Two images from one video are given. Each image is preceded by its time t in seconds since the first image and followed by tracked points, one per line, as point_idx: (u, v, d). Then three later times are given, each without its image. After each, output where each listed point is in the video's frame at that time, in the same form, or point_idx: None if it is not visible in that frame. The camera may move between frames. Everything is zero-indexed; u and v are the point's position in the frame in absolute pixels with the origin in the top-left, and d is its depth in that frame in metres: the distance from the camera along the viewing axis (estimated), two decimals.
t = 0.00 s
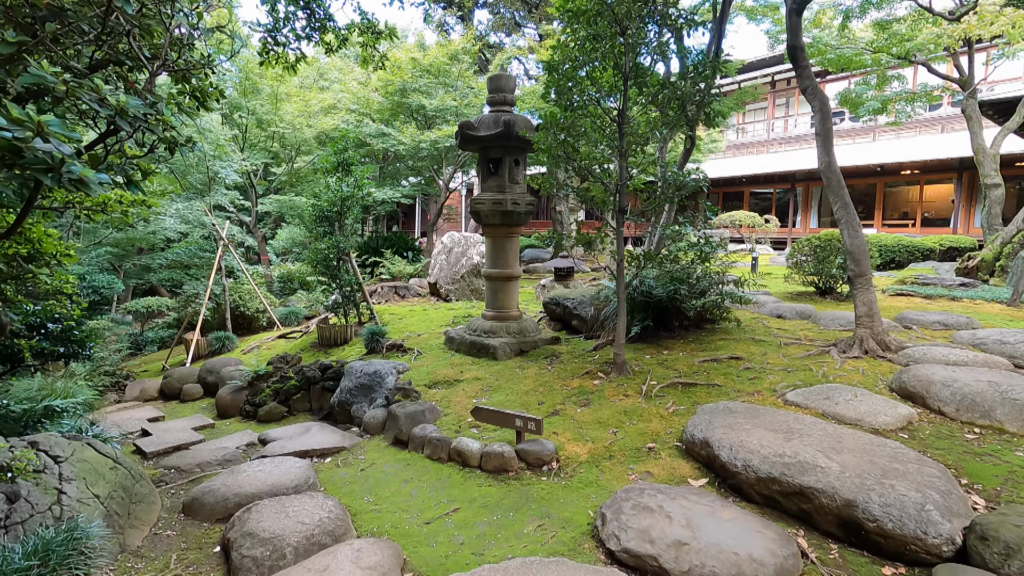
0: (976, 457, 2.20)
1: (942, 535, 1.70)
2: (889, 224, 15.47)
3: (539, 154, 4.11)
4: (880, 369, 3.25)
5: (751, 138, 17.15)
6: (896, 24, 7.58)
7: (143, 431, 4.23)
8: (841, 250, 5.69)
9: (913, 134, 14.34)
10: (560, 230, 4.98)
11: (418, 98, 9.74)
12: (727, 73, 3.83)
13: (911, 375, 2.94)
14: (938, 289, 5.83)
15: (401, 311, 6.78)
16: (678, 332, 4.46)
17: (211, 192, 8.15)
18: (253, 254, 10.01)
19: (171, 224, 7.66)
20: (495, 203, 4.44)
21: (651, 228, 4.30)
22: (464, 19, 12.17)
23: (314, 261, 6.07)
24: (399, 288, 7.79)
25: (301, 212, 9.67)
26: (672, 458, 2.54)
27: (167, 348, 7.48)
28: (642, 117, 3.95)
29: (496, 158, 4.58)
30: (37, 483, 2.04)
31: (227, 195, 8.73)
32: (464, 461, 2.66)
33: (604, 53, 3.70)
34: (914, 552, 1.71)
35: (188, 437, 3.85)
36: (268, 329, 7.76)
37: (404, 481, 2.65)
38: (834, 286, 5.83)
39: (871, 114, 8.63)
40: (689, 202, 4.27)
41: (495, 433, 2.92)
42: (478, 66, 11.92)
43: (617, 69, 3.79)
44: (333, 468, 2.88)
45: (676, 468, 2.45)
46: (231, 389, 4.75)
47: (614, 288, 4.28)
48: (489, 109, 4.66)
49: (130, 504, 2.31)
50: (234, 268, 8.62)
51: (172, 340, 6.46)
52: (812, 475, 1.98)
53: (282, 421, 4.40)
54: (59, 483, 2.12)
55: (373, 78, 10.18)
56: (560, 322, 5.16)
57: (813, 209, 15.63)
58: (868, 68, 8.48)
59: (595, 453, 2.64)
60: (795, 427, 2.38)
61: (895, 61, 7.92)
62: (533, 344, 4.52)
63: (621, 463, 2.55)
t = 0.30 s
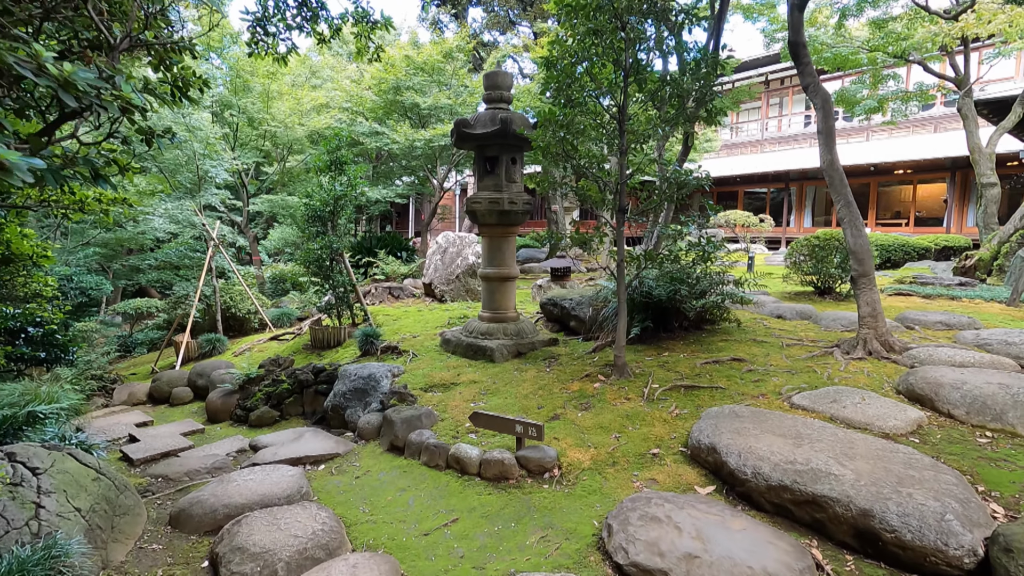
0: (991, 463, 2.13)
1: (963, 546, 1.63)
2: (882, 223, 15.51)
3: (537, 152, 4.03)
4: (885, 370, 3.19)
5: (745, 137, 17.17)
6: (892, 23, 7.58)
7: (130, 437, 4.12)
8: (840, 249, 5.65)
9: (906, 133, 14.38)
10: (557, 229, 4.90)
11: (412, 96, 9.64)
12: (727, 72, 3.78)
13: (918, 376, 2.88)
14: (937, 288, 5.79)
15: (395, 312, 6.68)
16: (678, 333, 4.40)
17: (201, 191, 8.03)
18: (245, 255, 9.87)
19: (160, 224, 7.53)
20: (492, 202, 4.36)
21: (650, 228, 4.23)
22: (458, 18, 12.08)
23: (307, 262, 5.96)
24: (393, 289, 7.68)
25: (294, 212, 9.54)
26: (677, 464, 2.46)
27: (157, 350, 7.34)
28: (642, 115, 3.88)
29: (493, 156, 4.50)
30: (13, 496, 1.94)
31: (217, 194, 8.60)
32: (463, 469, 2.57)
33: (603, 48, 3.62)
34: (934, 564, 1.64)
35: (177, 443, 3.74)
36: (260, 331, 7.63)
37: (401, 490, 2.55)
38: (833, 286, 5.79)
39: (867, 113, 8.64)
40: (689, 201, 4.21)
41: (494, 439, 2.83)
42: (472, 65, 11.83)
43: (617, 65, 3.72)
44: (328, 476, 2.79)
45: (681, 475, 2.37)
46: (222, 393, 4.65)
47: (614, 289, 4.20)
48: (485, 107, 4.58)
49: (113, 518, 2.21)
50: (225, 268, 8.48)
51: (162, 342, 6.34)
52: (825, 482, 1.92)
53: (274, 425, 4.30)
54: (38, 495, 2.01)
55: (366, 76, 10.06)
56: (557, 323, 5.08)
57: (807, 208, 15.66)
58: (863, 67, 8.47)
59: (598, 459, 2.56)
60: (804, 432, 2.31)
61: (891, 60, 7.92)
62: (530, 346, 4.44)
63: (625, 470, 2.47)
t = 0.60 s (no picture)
0: (1008, 469, 2.06)
1: (988, 560, 1.55)
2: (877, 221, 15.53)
3: (535, 149, 3.93)
4: (892, 372, 3.12)
5: (740, 136, 17.14)
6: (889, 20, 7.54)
7: (116, 443, 4.00)
8: (840, 248, 5.59)
9: (901, 131, 14.38)
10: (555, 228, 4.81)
11: (405, 94, 9.52)
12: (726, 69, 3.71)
13: (927, 378, 2.81)
14: (936, 287, 5.75)
15: (390, 313, 6.57)
16: (678, 334, 4.32)
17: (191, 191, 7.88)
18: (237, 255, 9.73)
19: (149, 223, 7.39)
20: (488, 200, 4.26)
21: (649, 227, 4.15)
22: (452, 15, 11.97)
23: (299, 262, 5.84)
24: (387, 289, 7.57)
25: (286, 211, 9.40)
26: (683, 471, 2.37)
27: (146, 352, 7.20)
28: (642, 111, 3.79)
29: (489, 153, 4.40)
30: None
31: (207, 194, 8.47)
32: (461, 477, 2.47)
33: (602, 42, 3.52)
34: None
35: (164, 450, 3.62)
36: (252, 332, 7.49)
37: (396, 500, 2.46)
38: (833, 286, 5.73)
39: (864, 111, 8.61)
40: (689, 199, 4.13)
41: (492, 446, 2.73)
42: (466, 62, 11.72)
43: (617, 60, 3.62)
44: (321, 486, 2.68)
45: (687, 483, 2.29)
46: (212, 397, 4.53)
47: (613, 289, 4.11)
48: (481, 103, 4.48)
49: (92, 533, 2.10)
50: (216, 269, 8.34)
51: (151, 344, 6.21)
52: (839, 492, 1.83)
53: (265, 430, 4.19)
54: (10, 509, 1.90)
55: (359, 74, 9.93)
56: (555, 324, 4.99)
57: (802, 207, 15.64)
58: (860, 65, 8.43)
59: (600, 466, 2.47)
60: (814, 438, 2.23)
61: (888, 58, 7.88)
62: (528, 348, 4.35)
63: (629, 477, 2.38)
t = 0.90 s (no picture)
0: None
1: None
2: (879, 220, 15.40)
3: (533, 145, 3.81)
4: (906, 376, 3.00)
5: (741, 134, 17.02)
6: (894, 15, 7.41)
7: (103, 449, 3.88)
8: (846, 247, 5.46)
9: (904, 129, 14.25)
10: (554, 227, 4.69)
11: (403, 91, 9.40)
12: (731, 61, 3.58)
13: (944, 382, 2.68)
14: (945, 287, 5.62)
15: (387, 315, 6.46)
16: (682, 336, 4.20)
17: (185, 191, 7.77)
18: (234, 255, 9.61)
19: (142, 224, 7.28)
20: (486, 198, 4.14)
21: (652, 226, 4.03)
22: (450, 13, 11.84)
23: (294, 262, 5.72)
24: (384, 290, 7.46)
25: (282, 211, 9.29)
26: (691, 482, 2.24)
27: (140, 354, 7.10)
28: (644, 105, 3.66)
29: (487, 150, 4.28)
30: None
31: (201, 194, 8.36)
32: (456, 489, 2.35)
33: (603, 32, 3.39)
34: None
35: (151, 457, 3.51)
36: (248, 334, 7.38)
37: (389, 512, 2.33)
38: (839, 285, 5.62)
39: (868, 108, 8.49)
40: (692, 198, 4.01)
41: (490, 455, 2.61)
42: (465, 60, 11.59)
43: (618, 52, 3.49)
44: (310, 497, 2.56)
45: (695, 495, 2.16)
46: (203, 401, 4.41)
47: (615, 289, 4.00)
48: (478, 99, 4.36)
49: (64, 550, 1.98)
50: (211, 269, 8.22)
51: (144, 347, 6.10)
52: (860, 507, 1.71)
53: (257, 436, 4.07)
54: None
55: (356, 71, 9.80)
56: (555, 325, 4.87)
57: (804, 206, 15.52)
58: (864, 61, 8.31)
59: (603, 477, 2.34)
60: (830, 448, 2.11)
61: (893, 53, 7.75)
62: (527, 350, 4.23)
63: (633, 489, 2.26)
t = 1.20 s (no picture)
0: None
1: None
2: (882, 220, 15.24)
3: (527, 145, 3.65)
4: (920, 389, 2.84)
5: (742, 134, 16.86)
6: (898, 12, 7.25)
7: (81, 463, 3.73)
8: (852, 250, 5.30)
9: (907, 128, 14.09)
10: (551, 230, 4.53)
11: (398, 91, 9.24)
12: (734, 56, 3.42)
13: (963, 397, 2.52)
14: (953, 290, 5.46)
15: (380, 320, 6.29)
16: (682, 343, 4.04)
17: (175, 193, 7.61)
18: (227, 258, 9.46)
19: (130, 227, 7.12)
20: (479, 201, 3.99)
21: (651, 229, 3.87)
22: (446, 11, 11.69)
23: (283, 267, 5.56)
24: (378, 294, 7.30)
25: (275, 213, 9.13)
26: (694, 509, 2.08)
27: (128, 360, 6.95)
28: (643, 104, 3.49)
29: (480, 151, 4.12)
30: None
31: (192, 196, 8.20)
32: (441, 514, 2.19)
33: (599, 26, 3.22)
34: None
35: (127, 472, 3.35)
36: (239, 339, 7.22)
37: (369, 539, 2.18)
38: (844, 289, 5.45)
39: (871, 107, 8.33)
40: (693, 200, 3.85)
41: (479, 475, 2.45)
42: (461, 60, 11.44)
43: (616, 47, 3.33)
44: (287, 521, 2.40)
45: (698, 523, 2.00)
46: (186, 412, 4.25)
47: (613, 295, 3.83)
48: (471, 98, 4.20)
49: None
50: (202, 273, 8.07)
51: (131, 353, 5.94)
52: (880, 544, 1.55)
53: (241, 448, 3.92)
54: None
55: (350, 71, 9.64)
56: (552, 331, 4.71)
57: (806, 206, 15.35)
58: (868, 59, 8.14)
59: (598, 501, 2.18)
60: (843, 472, 1.95)
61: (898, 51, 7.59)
62: (522, 358, 4.08)
63: (631, 515, 2.10)
